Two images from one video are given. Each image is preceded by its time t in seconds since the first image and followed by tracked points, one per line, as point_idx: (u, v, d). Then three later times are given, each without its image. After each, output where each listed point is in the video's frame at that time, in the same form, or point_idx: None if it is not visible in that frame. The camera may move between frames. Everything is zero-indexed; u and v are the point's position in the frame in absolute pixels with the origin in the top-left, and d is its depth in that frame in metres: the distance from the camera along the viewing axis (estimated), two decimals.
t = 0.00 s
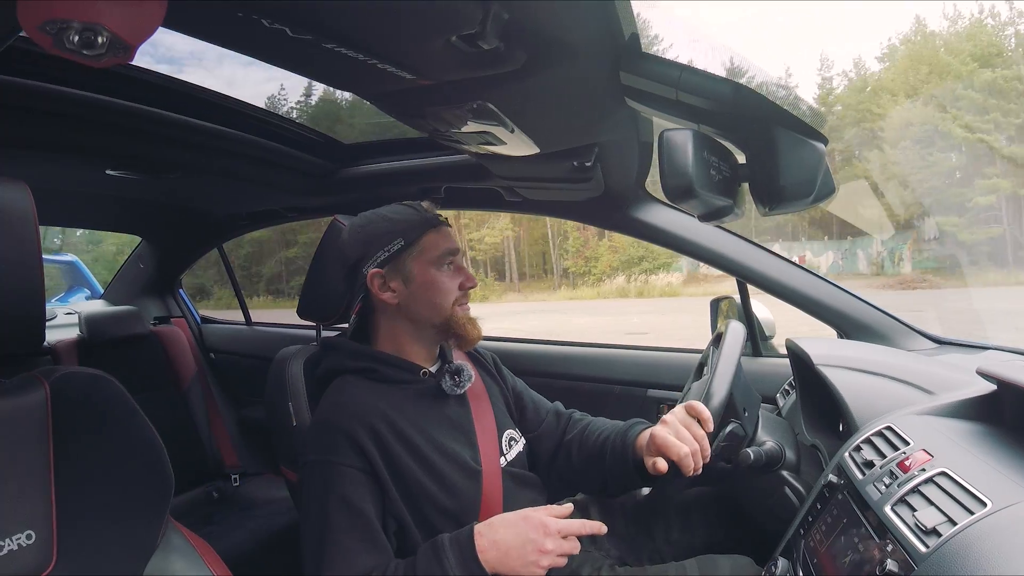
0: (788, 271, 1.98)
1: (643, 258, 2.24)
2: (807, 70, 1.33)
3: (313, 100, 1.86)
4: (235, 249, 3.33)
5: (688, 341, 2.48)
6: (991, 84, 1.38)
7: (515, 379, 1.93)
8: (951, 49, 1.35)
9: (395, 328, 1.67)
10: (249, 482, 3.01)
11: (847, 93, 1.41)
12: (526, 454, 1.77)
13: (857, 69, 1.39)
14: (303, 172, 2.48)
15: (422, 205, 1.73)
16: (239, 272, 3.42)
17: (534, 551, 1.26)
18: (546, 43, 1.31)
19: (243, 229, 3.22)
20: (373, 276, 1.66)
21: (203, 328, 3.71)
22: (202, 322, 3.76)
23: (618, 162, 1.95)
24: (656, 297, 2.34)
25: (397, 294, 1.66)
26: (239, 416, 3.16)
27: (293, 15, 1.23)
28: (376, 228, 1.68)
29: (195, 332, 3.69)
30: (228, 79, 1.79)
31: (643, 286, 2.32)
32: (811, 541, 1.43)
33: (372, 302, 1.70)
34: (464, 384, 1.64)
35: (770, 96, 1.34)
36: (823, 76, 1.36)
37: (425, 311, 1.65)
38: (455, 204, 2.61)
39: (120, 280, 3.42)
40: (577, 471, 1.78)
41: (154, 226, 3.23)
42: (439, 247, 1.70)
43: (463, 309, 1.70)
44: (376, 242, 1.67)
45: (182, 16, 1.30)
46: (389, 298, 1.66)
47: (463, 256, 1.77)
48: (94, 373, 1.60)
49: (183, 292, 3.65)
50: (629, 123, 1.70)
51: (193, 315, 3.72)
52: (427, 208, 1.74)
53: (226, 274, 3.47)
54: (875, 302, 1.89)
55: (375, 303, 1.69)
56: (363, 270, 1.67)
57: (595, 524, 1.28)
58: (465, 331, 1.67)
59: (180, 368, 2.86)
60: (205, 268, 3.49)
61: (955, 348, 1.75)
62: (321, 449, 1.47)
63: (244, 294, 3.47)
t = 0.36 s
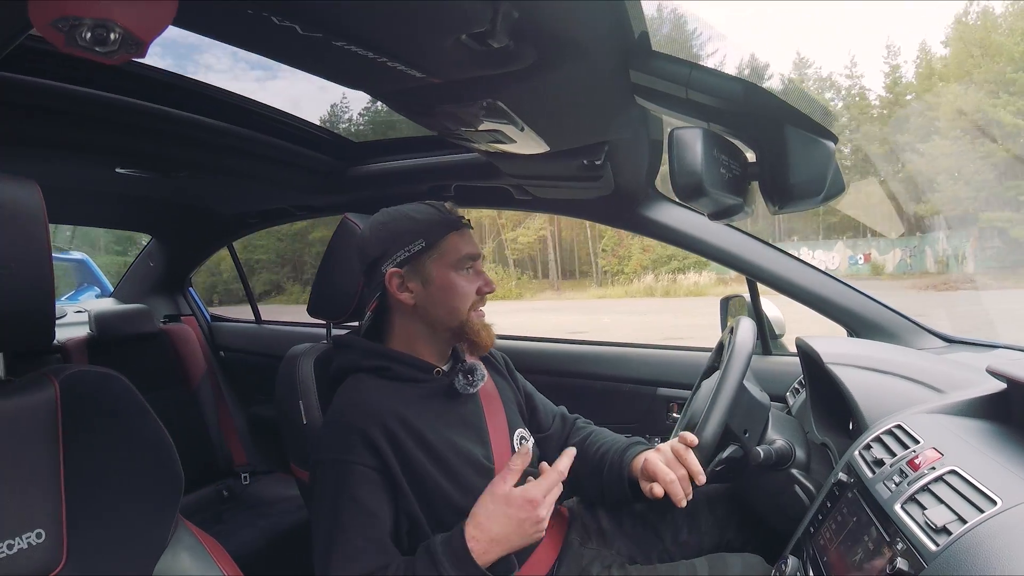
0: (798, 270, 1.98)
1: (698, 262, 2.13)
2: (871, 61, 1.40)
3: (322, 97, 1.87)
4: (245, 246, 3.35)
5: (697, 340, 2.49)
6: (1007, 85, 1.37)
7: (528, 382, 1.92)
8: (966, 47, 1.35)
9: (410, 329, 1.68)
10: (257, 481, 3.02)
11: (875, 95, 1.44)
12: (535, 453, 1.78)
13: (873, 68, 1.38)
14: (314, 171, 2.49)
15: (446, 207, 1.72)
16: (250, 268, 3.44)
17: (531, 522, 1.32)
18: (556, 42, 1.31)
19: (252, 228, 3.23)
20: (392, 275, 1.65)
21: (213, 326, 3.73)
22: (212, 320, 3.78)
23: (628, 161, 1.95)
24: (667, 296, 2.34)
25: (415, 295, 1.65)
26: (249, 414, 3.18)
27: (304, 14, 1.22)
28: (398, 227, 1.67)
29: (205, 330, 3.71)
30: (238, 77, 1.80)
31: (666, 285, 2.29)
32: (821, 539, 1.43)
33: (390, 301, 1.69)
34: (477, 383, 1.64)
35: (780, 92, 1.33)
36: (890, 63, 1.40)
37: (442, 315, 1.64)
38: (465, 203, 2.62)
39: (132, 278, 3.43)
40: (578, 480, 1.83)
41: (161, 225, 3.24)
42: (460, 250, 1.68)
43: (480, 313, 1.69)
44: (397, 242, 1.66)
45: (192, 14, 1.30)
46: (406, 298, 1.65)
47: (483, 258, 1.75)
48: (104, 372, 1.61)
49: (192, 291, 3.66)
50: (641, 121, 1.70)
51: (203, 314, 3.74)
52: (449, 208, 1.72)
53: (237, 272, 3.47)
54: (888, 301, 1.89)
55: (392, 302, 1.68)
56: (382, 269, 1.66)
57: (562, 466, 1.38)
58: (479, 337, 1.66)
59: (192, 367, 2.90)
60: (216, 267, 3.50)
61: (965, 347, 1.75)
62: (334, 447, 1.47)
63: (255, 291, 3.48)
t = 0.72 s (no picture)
0: (806, 269, 1.98)
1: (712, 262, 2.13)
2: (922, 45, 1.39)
3: (331, 95, 1.87)
4: (252, 246, 3.36)
5: (705, 339, 2.49)
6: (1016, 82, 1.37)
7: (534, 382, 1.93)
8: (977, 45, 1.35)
9: (405, 331, 1.68)
10: (263, 480, 3.02)
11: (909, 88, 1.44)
12: (545, 452, 1.79)
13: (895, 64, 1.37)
14: (322, 170, 2.50)
15: (436, 205, 1.69)
16: (258, 268, 3.46)
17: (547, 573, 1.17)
18: (564, 41, 1.31)
19: (258, 226, 3.23)
20: (380, 280, 1.66)
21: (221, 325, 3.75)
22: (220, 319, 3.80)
23: (637, 159, 1.96)
24: (678, 294, 2.34)
25: (403, 299, 1.65)
26: (258, 412, 3.19)
27: (312, 13, 1.22)
28: (388, 230, 1.66)
29: (213, 329, 3.72)
30: (244, 74, 1.79)
31: (679, 284, 2.29)
32: (830, 538, 1.43)
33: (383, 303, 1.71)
34: (484, 383, 1.64)
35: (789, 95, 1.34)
36: (944, 49, 1.40)
37: (430, 319, 1.64)
38: (473, 201, 2.62)
39: (140, 277, 3.44)
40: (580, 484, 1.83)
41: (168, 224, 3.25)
42: (449, 251, 1.66)
43: (472, 316, 1.66)
44: (386, 245, 1.66)
45: (201, 14, 1.30)
46: (396, 302, 1.66)
47: (478, 256, 1.72)
48: (114, 370, 1.61)
49: (200, 289, 3.66)
50: (651, 120, 1.71)
51: (211, 313, 3.75)
52: (441, 208, 1.69)
53: (245, 271, 3.47)
54: (895, 300, 1.90)
55: (385, 304, 1.70)
56: (374, 272, 1.68)
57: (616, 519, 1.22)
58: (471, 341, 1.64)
59: (200, 364, 2.92)
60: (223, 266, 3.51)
61: (974, 346, 1.75)
62: (343, 445, 1.47)
63: (263, 290, 3.50)
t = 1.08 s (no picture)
0: (807, 271, 1.98)
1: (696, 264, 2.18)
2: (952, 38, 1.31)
3: (331, 97, 1.87)
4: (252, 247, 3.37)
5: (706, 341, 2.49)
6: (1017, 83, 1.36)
7: (533, 386, 1.93)
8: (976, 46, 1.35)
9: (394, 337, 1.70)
10: (264, 482, 3.02)
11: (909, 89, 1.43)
12: (547, 454, 1.79)
13: (919, 60, 1.36)
14: (323, 172, 2.50)
15: (434, 222, 1.62)
16: (258, 269, 3.46)
17: None
18: (565, 43, 1.31)
19: (259, 228, 3.23)
20: (375, 286, 1.68)
21: (222, 326, 3.75)
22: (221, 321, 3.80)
23: (637, 161, 1.96)
24: (677, 296, 2.35)
25: (391, 310, 1.66)
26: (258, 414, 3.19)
27: (312, 14, 1.22)
28: (387, 236, 1.66)
29: (214, 331, 3.73)
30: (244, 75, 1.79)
31: (674, 284, 2.30)
32: (831, 540, 1.43)
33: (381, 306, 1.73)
34: (485, 387, 1.65)
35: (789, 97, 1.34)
36: (970, 41, 1.30)
37: (413, 335, 1.63)
38: (473, 203, 2.62)
39: (141, 278, 3.44)
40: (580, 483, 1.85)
41: (170, 225, 3.25)
42: (435, 275, 1.59)
43: (452, 343, 1.60)
44: (382, 252, 1.66)
45: (200, 15, 1.30)
46: (386, 309, 1.67)
47: (471, 283, 1.62)
48: (115, 372, 1.61)
49: (200, 291, 3.67)
50: (650, 123, 1.71)
51: (212, 315, 3.76)
52: (437, 226, 1.62)
53: (246, 272, 3.48)
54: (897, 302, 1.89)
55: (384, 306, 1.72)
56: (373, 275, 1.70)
57: None
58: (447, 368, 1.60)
59: (201, 365, 2.92)
60: (224, 268, 3.52)
61: (975, 348, 1.75)
62: (345, 447, 1.47)
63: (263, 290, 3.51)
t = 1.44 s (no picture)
0: (806, 270, 1.98)
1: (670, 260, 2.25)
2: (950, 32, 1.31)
3: (332, 96, 1.87)
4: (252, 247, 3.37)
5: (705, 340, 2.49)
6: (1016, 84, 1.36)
7: (533, 387, 1.94)
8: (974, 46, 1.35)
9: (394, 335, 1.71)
10: (263, 482, 3.02)
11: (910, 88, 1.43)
12: (547, 453, 1.80)
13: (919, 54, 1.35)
14: (324, 172, 2.50)
15: (442, 227, 1.60)
16: (258, 269, 3.46)
17: None
18: (565, 42, 1.31)
19: (259, 228, 3.24)
20: (381, 283, 1.69)
21: (222, 326, 3.75)
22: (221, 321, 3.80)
23: (637, 161, 1.96)
24: (678, 296, 2.35)
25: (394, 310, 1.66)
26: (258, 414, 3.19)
27: (311, 14, 1.22)
28: (395, 236, 1.66)
29: (214, 330, 3.73)
30: (245, 75, 1.80)
31: (673, 283, 2.30)
32: (831, 539, 1.43)
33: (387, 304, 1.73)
34: (487, 386, 1.66)
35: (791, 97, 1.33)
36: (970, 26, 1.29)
37: (412, 337, 1.62)
38: (473, 203, 2.62)
39: (141, 278, 3.44)
40: (589, 473, 1.87)
41: (169, 225, 3.25)
42: (438, 282, 1.57)
43: (448, 350, 1.59)
44: (388, 251, 1.66)
45: (200, 14, 1.29)
46: (388, 308, 1.68)
47: (474, 292, 1.59)
48: (116, 371, 1.61)
49: (200, 291, 3.67)
50: (650, 122, 1.71)
51: (212, 314, 3.76)
52: (445, 232, 1.60)
53: (246, 272, 3.48)
54: (896, 301, 1.90)
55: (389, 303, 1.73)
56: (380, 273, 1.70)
57: None
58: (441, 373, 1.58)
59: (200, 365, 2.91)
60: (224, 267, 3.52)
61: (975, 348, 1.75)
62: (347, 446, 1.47)
63: (263, 290, 3.51)
